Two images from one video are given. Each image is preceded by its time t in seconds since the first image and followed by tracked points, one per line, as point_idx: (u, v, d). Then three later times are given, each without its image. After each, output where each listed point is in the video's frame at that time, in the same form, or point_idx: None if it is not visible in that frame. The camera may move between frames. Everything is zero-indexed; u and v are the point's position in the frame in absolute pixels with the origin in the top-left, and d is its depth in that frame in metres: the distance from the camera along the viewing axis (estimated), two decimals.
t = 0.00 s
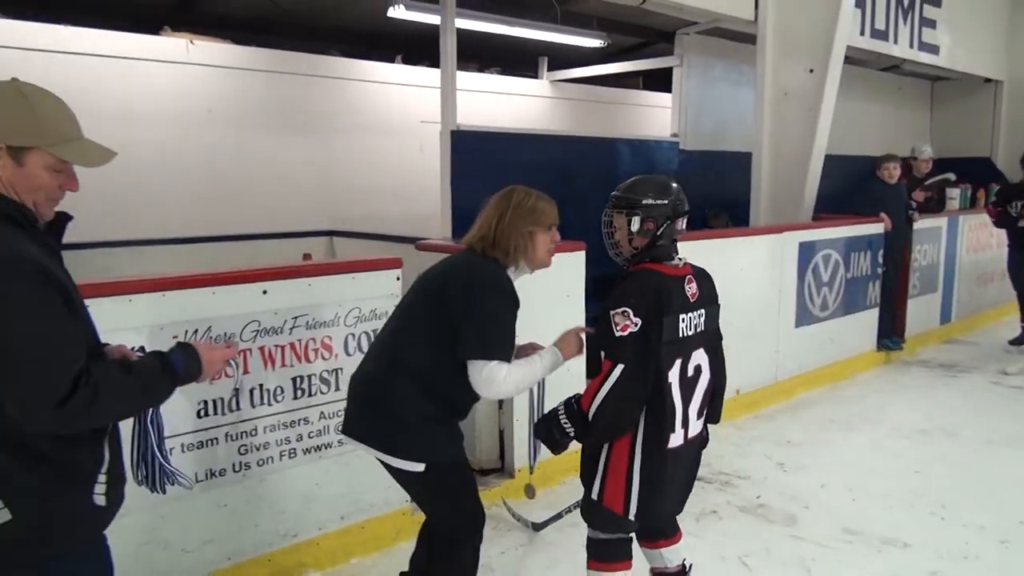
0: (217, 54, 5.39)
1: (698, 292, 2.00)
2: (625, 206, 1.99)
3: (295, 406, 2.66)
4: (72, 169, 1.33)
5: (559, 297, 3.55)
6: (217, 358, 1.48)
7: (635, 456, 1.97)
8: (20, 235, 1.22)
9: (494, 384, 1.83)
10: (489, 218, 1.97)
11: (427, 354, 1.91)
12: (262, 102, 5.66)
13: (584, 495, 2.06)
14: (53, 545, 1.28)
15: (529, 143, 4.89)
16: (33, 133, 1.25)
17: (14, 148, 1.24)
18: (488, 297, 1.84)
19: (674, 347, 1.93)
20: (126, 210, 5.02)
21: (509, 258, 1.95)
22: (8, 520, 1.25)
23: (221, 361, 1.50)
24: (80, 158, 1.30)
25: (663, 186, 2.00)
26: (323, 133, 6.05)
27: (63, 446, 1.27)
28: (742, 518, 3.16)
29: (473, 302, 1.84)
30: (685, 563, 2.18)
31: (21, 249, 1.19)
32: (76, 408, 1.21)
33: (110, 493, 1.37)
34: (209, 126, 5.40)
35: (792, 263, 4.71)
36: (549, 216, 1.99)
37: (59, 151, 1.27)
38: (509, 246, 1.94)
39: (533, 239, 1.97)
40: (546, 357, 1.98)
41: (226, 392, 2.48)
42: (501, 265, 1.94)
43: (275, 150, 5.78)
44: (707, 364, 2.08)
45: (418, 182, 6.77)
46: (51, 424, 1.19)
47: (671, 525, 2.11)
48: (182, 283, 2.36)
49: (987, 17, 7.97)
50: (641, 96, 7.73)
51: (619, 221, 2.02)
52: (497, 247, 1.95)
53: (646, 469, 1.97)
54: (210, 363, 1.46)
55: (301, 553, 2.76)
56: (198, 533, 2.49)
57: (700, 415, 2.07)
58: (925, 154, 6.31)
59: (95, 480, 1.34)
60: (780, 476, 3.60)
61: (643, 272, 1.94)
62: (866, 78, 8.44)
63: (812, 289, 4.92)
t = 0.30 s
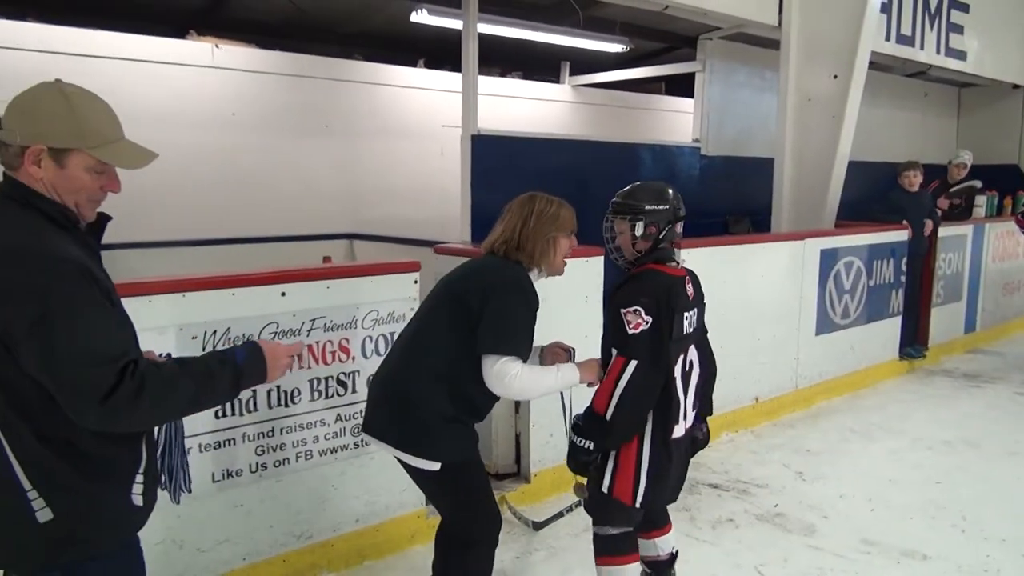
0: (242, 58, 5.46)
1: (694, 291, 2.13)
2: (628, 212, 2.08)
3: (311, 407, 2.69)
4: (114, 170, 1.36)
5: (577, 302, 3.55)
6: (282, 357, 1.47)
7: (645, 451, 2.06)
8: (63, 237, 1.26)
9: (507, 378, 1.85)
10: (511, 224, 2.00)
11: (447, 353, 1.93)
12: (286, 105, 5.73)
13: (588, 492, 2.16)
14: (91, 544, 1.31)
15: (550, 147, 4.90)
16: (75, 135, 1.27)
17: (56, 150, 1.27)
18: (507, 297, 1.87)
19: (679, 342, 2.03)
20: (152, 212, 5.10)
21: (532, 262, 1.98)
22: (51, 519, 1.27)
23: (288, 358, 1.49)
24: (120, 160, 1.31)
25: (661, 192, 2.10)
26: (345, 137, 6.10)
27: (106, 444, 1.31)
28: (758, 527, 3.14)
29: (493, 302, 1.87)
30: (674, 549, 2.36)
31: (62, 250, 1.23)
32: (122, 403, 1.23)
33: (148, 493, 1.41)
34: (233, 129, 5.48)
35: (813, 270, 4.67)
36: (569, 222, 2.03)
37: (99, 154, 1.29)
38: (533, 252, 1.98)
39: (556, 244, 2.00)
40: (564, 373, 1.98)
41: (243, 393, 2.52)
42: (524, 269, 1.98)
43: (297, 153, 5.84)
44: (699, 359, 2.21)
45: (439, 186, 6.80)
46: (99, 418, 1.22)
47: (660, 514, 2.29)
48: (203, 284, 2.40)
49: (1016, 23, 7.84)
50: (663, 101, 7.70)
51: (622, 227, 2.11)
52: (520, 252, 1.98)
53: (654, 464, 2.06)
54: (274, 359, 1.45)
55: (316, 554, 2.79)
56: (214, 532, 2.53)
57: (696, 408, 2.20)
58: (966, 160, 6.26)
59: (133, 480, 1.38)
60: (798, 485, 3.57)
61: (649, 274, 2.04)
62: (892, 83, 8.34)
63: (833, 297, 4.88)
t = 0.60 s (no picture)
0: (251, 59, 5.49)
1: (703, 286, 2.13)
2: (628, 216, 2.09)
3: (317, 408, 2.70)
4: (148, 172, 1.36)
5: (584, 304, 3.56)
6: (316, 339, 1.40)
7: (664, 444, 2.07)
8: (96, 237, 1.27)
9: (518, 379, 1.88)
10: (520, 226, 2.00)
11: (457, 348, 1.93)
12: (294, 107, 5.75)
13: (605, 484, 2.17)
14: (120, 546, 1.32)
15: (558, 149, 4.90)
16: (111, 136, 1.27)
17: (93, 151, 1.27)
18: (516, 296, 1.88)
19: (695, 336, 2.04)
20: (161, 213, 5.13)
21: (541, 263, 2.00)
22: (81, 520, 1.28)
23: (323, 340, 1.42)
24: (155, 163, 1.31)
25: (657, 193, 2.11)
26: (353, 139, 6.12)
27: (136, 444, 1.32)
28: (765, 530, 3.13)
29: (504, 301, 1.88)
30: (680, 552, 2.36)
31: (96, 248, 1.24)
32: (159, 393, 1.22)
33: (172, 494, 1.43)
34: (242, 131, 5.51)
35: (821, 273, 4.66)
36: (576, 224, 2.04)
37: (133, 154, 1.29)
38: (542, 252, 1.99)
39: (563, 248, 2.01)
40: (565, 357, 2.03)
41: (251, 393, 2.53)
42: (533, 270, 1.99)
43: (306, 155, 5.86)
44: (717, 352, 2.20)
45: (447, 187, 6.82)
46: (140, 410, 1.21)
47: (665, 513, 2.32)
48: (213, 284, 2.41)
49: None
50: (671, 103, 7.70)
51: (623, 232, 2.12)
52: (530, 252, 1.99)
53: (673, 454, 2.09)
54: (308, 342, 1.39)
55: (322, 555, 2.80)
56: (221, 532, 2.54)
57: (715, 399, 2.19)
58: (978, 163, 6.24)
59: (160, 484, 1.40)
60: (805, 488, 3.56)
61: (658, 272, 2.04)
62: (901, 86, 8.31)
63: (841, 299, 4.86)
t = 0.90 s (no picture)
0: (255, 58, 5.50)
1: (707, 287, 2.12)
2: (629, 217, 2.10)
3: (319, 406, 2.71)
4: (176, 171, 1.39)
5: (586, 304, 3.56)
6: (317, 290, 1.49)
7: (663, 444, 2.06)
8: (124, 235, 1.30)
9: (523, 380, 1.88)
10: (526, 226, 2.01)
11: (459, 345, 1.94)
12: (298, 105, 5.76)
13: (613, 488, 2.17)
14: (132, 549, 1.33)
15: (561, 148, 4.90)
16: (144, 137, 1.30)
17: (127, 151, 1.30)
18: (521, 294, 1.89)
19: (691, 337, 2.03)
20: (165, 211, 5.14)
21: (546, 263, 2.00)
22: (94, 522, 1.29)
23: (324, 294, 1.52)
24: (185, 162, 1.35)
25: (659, 192, 2.10)
26: (357, 138, 6.13)
27: (153, 446, 1.34)
28: (766, 530, 3.13)
29: (508, 299, 1.88)
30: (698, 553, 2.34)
31: (127, 246, 1.26)
32: (196, 386, 1.27)
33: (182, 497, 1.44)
34: (246, 129, 5.51)
35: (824, 274, 4.65)
36: (581, 224, 2.03)
37: (168, 154, 1.32)
38: (546, 253, 1.98)
39: (568, 247, 2.01)
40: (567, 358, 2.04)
41: (253, 392, 2.54)
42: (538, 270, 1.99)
43: (309, 153, 5.87)
44: (719, 354, 2.20)
45: (449, 186, 6.82)
46: (181, 404, 1.26)
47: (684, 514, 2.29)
48: (217, 282, 2.42)
49: None
50: (674, 103, 7.70)
51: (625, 232, 2.13)
52: (535, 253, 1.99)
53: (674, 458, 2.07)
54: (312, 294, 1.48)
55: (323, 553, 2.81)
56: (223, 530, 2.55)
57: (716, 401, 2.19)
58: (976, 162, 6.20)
59: (170, 488, 1.41)
60: (807, 489, 3.56)
61: (658, 271, 2.04)
62: (904, 86, 8.30)
63: (844, 300, 4.86)
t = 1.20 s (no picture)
0: (249, 57, 5.49)
1: (706, 289, 2.13)
2: (629, 216, 2.10)
3: (312, 405, 2.71)
4: (175, 175, 1.40)
5: (579, 303, 3.57)
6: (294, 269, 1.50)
7: (655, 445, 2.07)
8: (122, 233, 1.30)
9: (507, 377, 1.88)
10: (518, 222, 2.02)
11: (451, 342, 1.95)
12: (291, 104, 5.75)
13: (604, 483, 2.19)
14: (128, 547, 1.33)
15: (555, 148, 4.91)
16: (147, 138, 1.31)
17: (129, 152, 1.30)
18: (510, 293, 1.89)
19: (688, 339, 2.03)
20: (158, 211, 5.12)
21: (535, 261, 2.00)
22: (92, 520, 1.29)
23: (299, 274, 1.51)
24: (186, 165, 1.36)
25: (661, 192, 2.11)
26: (350, 137, 6.12)
27: (151, 443, 1.34)
28: (759, 528, 3.15)
29: (498, 298, 1.89)
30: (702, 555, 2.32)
31: (127, 244, 1.26)
32: (205, 373, 1.28)
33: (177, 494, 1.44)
34: (239, 128, 5.50)
35: (816, 273, 4.67)
36: (572, 223, 2.04)
37: (169, 157, 1.33)
38: (535, 251, 1.99)
39: (558, 244, 2.01)
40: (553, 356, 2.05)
41: (246, 391, 2.54)
42: (527, 267, 2.00)
43: (302, 153, 5.86)
44: (716, 356, 2.20)
45: (443, 186, 6.82)
46: (191, 392, 1.28)
47: (684, 514, 2.28)
48: (210, 281, 2.42)
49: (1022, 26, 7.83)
50: (668, 103, 7.71)
51: (625, 231, 2.12)
52: (525, 251, 2.00)
53: (666, 459, 2.07)
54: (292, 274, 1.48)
55: (316, 553, 2.81)
56: (216, 530, 2.55)
57: (711, 403, 2.20)
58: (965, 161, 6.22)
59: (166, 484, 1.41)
60: (799, 487, 3.57)
61: (656, 273, 2.05)
62: (896, 86, 8.34)
63: (836, 299, 4.88)
